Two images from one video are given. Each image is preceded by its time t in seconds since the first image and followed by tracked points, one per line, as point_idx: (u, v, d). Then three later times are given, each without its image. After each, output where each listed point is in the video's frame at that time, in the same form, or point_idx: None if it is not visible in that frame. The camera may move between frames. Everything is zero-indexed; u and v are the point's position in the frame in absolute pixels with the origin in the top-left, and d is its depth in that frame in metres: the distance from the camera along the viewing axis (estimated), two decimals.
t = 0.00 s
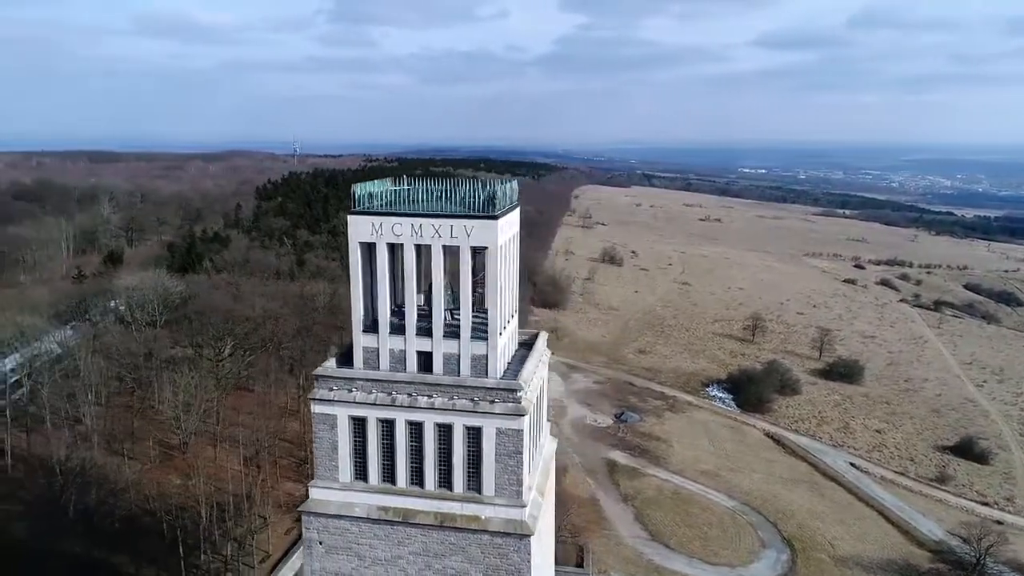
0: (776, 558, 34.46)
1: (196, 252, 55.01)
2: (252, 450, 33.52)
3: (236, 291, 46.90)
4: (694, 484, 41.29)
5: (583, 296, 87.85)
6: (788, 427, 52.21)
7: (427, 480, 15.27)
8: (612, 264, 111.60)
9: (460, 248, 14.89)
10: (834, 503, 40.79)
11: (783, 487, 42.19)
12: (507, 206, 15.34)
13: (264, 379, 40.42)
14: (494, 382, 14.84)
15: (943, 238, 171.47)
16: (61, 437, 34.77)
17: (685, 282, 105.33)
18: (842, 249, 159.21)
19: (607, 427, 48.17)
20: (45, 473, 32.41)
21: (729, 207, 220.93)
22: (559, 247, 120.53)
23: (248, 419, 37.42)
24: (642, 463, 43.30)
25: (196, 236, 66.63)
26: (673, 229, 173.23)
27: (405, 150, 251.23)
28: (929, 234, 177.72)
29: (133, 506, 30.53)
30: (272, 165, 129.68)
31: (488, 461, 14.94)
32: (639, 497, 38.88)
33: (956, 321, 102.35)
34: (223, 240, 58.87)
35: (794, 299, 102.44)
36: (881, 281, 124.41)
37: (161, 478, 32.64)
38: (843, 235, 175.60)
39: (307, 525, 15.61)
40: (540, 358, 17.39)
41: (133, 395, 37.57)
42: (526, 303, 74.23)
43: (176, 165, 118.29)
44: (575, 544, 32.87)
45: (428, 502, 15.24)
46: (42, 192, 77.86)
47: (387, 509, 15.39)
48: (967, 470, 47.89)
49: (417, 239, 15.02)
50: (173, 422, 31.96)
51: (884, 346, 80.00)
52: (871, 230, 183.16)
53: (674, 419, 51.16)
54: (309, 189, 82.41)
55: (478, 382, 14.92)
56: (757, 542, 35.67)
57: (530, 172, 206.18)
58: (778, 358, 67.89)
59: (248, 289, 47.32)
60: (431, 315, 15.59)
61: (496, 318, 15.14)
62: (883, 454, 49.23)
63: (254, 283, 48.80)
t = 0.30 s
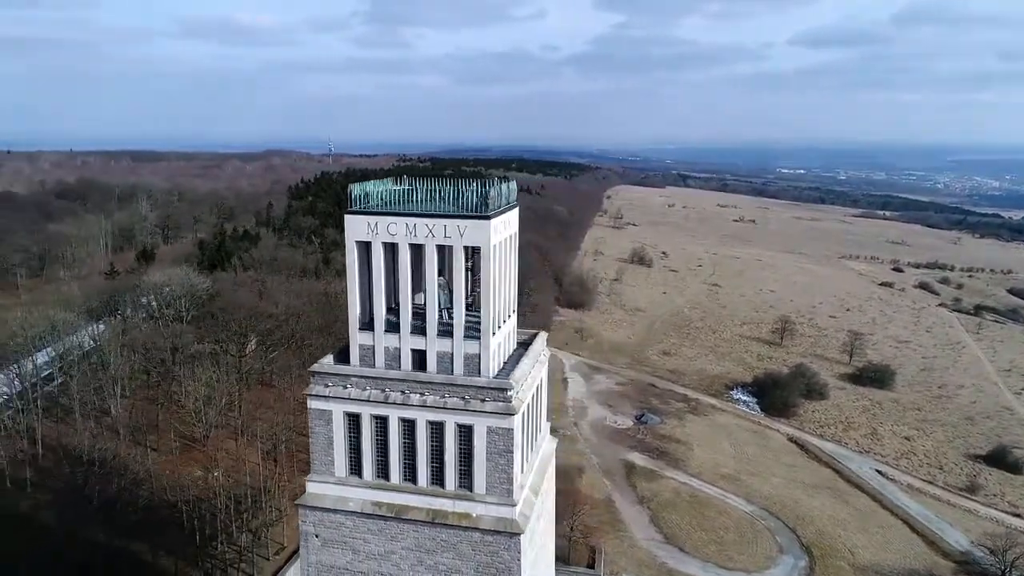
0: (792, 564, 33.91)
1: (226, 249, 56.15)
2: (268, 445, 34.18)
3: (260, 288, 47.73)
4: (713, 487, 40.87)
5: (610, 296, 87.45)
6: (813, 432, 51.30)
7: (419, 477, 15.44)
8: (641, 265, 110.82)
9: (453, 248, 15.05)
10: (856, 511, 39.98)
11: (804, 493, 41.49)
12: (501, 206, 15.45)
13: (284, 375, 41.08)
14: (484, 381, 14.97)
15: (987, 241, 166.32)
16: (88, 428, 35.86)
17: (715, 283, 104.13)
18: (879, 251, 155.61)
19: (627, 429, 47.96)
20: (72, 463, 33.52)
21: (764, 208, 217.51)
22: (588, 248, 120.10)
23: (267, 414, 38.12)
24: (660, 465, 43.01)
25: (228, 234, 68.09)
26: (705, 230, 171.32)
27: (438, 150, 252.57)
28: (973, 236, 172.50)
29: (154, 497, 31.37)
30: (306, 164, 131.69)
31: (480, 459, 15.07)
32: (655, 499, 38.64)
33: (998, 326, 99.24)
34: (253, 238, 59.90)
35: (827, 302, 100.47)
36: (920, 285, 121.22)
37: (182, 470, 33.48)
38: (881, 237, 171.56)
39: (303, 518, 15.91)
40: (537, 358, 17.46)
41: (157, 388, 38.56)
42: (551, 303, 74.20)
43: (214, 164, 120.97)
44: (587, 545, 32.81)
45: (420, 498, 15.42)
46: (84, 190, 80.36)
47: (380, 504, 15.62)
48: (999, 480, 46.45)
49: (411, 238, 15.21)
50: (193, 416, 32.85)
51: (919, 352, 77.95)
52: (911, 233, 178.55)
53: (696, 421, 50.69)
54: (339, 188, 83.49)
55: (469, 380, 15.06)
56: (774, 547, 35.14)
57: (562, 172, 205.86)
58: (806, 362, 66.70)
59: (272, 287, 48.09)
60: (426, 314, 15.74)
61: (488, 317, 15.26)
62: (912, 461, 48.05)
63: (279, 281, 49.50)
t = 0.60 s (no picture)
0: (811, 572, 33.28)
1: (255, 247, 57.16)
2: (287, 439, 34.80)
3: (286, 285, 48.51)
4: (732, 491, 40.37)
5: (638, 297, 86.81)
6: (840, 438, 50.26)
7: (414, 472, 15.62)
8: (672, 266, 109.74)
9: (448, 246, 15.20)
10: (880, 519, 39.09)
11: (827, 499, 40.71)
12: (496, 206, 15.57)
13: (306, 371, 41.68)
14: (477, 379, 15.08)
15: None
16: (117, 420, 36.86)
17: (747, 285, 102.62)
18: (920, 254, 151.53)
19: (648, 431, 47.64)
20: (99, 452, 34.60)
21: (802, 209, 213.53)
22: (618, 248, 119.42)
23: (287, 409, 38.76)
24: (680, 468, 42.61)
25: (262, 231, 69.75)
26: (740, 231, 168.89)
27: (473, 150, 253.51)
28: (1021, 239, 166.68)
29: (178, 487, 32.24)
30: (340, 163, 133.42)
31: (472, 457, 15.19)
32: (672, 501, 38.33)
33: None
34: (282, 236, 60.81)
35: (863, 306, 98.28)
36: (963, 289, 117.70)
37: (203, 462, 34.31)
38: (923, 240, 166.98)
39: (301, 511, 16.24)
40: (536, 357, 17.49)
41: (183, 381, 39.51)
42: (577, 303, 74.02)
43: (251, 163, 123.35)
44: (600, 546, 32.71)
45: (414, 493, 15.61)
46: (125, 188, 82.73)
47: (376, 499, 15.85)
48: None
49: (408, 237, 15.40)
50: (213, 409, 33.59)
51: (958, 357, 75.68)
52: (956, 235, 173.36)
53: (719, 425, 50.06)
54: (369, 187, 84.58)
55: (462, 378, 15.18)
56: (792, 554, 34.55)
57: (596, 172, 204.89)
58: (837, 366, 65.35)
59: (298, 283, 48.78)
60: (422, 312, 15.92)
61: (482, 315, 15.38)
62: (943, 469, 46.76)
63: (304, 278, 50.17)
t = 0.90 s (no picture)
0: None
1: (283, 245, 58.16)
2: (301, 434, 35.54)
3: (309, 283, 49.37)
4: (751, 496, 39.86)
5: (666, 298, 86.14)
6: (866, 444, 49.25)
7: (407, 468, 15.84)
8: (702, 267, 108.62)
9: (441, 246, 15.39)
10: (903, 528, 38.24)
11: (848, 506, 39.95)
12: (490, 206, 15.68)
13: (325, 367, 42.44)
14: (468, 378, 15.23)
15: None
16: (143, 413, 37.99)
17: (779, 287, 101.05)
18: (962, 257, 147.28)
19: (668, 433, 47.31)
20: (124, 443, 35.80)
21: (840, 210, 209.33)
22: (648, 248, 118.61)
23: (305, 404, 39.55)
24: (698, 471, 42.24)
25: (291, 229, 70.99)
26: (774, 232, 166.34)
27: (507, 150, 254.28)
28: None
29: (199, 480, 33.18)
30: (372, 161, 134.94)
31: (463, 454, 15.35)
32: (688, 505, 38.04)
33: None
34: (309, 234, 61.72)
35: (898, 310, 96.02)
36: (1005, 293, 114.16)
37: (221, 455, 35.29)
38: (965, 243, 162.29)
39: (298, 504, 16.58)
40: (533, 357, 17.57)
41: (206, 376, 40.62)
42: (603, 303, 73.79)
43: (285, 163, 125.50)
44: (611, 547, 32.63)
45: (407, 489, 15.83)
46: (162, 186, 84.91)
47: (370, 493, 16.11)
48: None
49: (402, 236, 15.64)
50: (230, 403, 34.45)
51: (996, 363, 73.44)
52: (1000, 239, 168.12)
53: (741, 428, 49.47)
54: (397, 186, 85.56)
55: (454, 376, 15.33)
56: (809, 561, 33.98)
57: (628, 172, 203.72)
58: (866, 372, 63.99)
59: (321, 281, 49.57)
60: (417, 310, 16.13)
61: (475, 314, 15.53)
62: (972, 479, 45.49)
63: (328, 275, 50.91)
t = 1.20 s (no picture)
0: None
1: (309, 243, 59.15)
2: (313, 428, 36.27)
3: (331, 281, 50.23)
4: (768, 501, 39.38)
5: (693, 300, 85.35)
6: (892, 451, 48.21)
7: (399, 464, 16.09)
8: (732, 269, 107.31)
9: (434, 245, 15.61)
10: (925, 537, 37.37)
11: (869, 514, 39.19)
12: (483, 206, 15.86)
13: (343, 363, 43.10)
14: (458, 375, 15.40)
15: None
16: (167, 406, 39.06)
17: (810, 290, 99.30)
18: (1005, 261, 142.73)
19: (687, 435, 46.93)
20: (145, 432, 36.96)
21: (878, 211, 204.67)
22: (677, 249, 117.58)
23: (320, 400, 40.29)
24: (715, 474, 41.85)
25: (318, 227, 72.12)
26: (809, 234, 163.40)
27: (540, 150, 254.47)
28: None
29: (215, 471, 34.16)
30: (403, 160, 136.11)
31: (454, 450, 15.53)
32: (703, 508, 37.75)
33: None
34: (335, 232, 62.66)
35: (934, 314, 93.57)
36: None
37: (236, 448, 36.25)
38: (1010, 246, 157.28)
39: (295, 495, 16.98)
40: (529, 355, 17.68)
41: (227, 371, 41.77)
42: (627, 304, 73.46)
43: (318, 162, 127.48)
44: (622, 549, 32.56)
45: (399, 484, 16.07)
46: (196, 185, 86.87)
47: (364, 488, 16.41)
48: None
49: (397, 235, 15.91)
50: (248, 396, 35.49)
51: None
52: None
53: (763, 432, 48.84)
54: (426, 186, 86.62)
55: (445, 373, 15.52)
56: (824, 568, 33.43)
57: (660, 172, 202.18)
58: (896, 377, 62.56)
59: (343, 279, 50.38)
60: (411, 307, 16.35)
61: (468, 313, 15.71)
62: (1002, 488, 44.21)
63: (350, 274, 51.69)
